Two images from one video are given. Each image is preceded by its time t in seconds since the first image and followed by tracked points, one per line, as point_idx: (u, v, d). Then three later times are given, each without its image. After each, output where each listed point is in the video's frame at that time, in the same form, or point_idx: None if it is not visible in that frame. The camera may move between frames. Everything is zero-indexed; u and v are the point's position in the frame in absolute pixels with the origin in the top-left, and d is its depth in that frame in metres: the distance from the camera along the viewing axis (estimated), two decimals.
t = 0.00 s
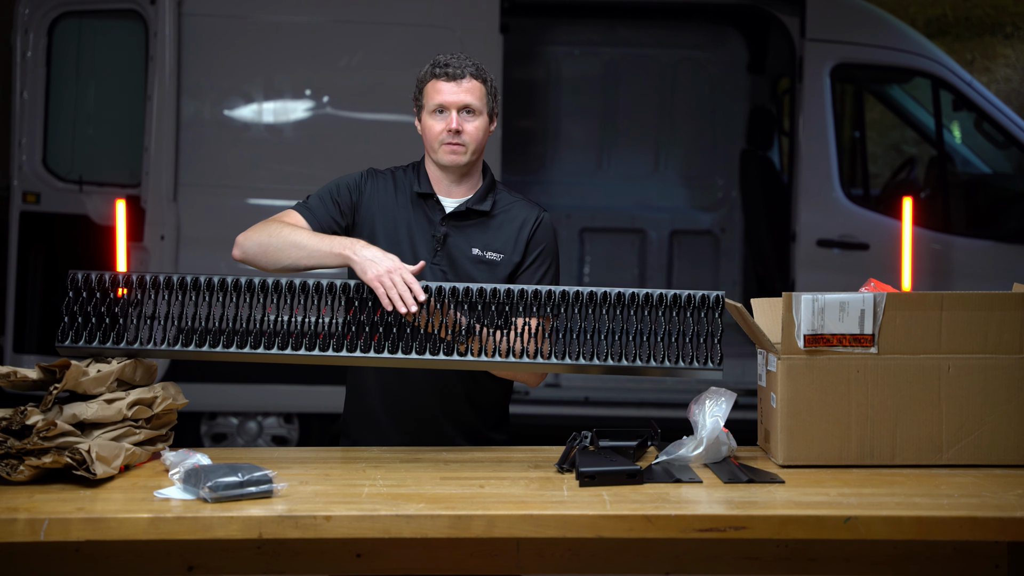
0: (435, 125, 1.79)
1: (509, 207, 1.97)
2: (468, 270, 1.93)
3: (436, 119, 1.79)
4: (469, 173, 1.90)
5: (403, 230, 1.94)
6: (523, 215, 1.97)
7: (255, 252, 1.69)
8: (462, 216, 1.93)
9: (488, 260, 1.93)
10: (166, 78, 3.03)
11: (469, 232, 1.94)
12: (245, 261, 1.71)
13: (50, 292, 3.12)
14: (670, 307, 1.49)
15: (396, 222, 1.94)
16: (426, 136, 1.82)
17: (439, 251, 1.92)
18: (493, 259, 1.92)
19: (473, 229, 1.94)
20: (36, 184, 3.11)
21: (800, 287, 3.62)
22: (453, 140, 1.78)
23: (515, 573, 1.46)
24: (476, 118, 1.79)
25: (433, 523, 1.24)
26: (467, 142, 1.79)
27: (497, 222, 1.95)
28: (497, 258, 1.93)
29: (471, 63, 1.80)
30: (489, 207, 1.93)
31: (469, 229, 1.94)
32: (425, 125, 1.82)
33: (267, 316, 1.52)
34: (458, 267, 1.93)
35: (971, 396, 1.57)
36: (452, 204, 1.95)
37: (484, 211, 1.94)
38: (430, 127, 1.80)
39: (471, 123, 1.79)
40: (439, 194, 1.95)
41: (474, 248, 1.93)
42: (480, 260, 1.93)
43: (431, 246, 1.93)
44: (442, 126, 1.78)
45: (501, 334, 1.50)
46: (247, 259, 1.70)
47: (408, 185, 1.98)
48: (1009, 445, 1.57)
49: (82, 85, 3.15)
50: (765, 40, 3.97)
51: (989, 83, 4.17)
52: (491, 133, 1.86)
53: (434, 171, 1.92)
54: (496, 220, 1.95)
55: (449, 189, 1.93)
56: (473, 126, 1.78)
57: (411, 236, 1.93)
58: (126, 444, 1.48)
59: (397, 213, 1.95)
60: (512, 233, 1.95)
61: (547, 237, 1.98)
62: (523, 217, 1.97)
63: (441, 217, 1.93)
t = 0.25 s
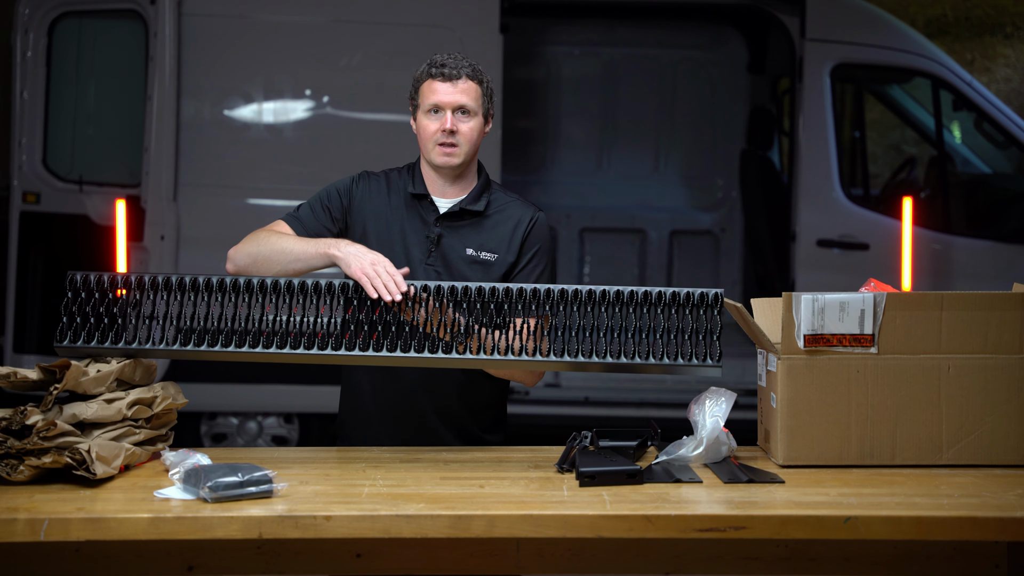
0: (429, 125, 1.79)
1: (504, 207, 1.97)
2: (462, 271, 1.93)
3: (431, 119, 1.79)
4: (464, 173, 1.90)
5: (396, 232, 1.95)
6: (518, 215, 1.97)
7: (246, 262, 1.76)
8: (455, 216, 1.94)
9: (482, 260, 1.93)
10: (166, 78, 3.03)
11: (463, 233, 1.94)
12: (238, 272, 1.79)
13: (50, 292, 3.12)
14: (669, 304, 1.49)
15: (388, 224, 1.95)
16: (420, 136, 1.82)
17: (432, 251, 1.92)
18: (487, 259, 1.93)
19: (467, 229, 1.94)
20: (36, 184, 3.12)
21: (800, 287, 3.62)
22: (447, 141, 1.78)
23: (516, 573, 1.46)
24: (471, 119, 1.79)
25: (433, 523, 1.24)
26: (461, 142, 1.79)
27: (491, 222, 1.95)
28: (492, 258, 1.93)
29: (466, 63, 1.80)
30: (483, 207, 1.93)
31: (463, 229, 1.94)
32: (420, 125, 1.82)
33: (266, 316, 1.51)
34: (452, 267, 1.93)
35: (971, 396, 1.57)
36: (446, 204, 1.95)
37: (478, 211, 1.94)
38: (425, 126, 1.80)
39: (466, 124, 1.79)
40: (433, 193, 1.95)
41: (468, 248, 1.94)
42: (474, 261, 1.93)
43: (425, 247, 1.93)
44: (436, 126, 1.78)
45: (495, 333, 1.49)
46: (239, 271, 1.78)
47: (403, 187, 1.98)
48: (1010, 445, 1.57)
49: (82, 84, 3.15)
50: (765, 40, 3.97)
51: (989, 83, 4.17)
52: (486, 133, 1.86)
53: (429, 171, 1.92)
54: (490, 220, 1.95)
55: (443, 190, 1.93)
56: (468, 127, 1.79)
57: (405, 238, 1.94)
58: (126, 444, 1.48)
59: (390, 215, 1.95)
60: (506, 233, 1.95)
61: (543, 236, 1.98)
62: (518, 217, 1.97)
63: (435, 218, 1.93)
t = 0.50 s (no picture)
0: (422, 116, 1.79)
1: (496, 204, 1.98)
2: (456, 267, 1.93)
3: (424, 110, 1.79)
4: (450, 171, 1.90)
5: (390, 228, 1.94)
6: (510, 211, 1.99)
7: (238, 235, 1.67)
8: (447, 214, 1.94)
9: (476, 257, 1.94)
10: (166, 78, 3.03)
11: (456, 230, 1.95)
12: (227, 240, 1.70)
13: (50, 292, 3.11)
14: (668, 298, 1.48)
15: (381, 221, 1.94)
16: (411, 127, 1.82)
17: (427, 249, 1.92)
18: (482, 257, 1.93)
19: (460, 227, 1.95)
20: (36, 184, 3.12)
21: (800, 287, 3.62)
22: (437, 134, 1.78)
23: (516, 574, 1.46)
24: (463, 117, 1.79)
25: (433, 523, 1.24)
26: (450, 138, 1.79)
27: (483, 219, 1.96)
28: (485, 254, 1.94)
29: (468, 65, 1.84)
30: (475, 203, 1.94)
31: (456, 226, 1.95)
32: (413, 116, 1.82)
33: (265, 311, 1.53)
34: (446, 264, 1.93)
35: (971, 396, 1.57)
36: (437, 203, 1.96)
37: (470, 208, 1.95)
38: (417, 117, 1.80)
39: (458, 121, 1.79)
40: (425, 190, 1.95)
41: (461, 245, 1.94)
42: (469, 258, 1.94)
43: (418, 246, 1.93)
44: (429, 118, 1.78)
45: (496, 325, 1.50)
46: (228, 240, 1.69)
47: (395, 184, 1.98)
48: (1010, 445, 1.57)
49: (82, 84, 3.15)
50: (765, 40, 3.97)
51: (989, 83, 4.17)
52: (477, 137, 1.86)
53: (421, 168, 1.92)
54: (482, 217, 1.97)
55: (436, 187, 1.94)
56: (459, 124, 1.79)
57: (399, 236, 1.93)
58: (126, 444, 1.48)
59: (382, 212, 1.95)
60: (499, 230, 1.96)
61: (535, 232, 2.00)
62: (510, 213, 1.99)
63: (428, 215, 1.93)
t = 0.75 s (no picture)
0: (432, 117, 1.79)
1: (495, 206, 1.99)
2: (456, 269, 1.94)
3: (436, 111, 1.79)
4: (448, 175, 1.90)
5: (390, 227, 1.94)
6: (509, 214, 1.99)
7: (237, 233, 1.67)
8: (448, 216, 1.94)
9: (475, 258, 1.95)
10: (166, 78, 3.03)
11: (457, 232, 1.95)
12: (224, 238, 1.69)
13: (49, 291, 3.11)
14: (669, 291, 1.49)
15: (381, 221, 1.94)
16: (420, 124, 1.82)
17: (426, 250, 1.92)
18: (481, 259, 1.94)
19: (460, 229, 1.95)
20: (36, 184, 3.12)
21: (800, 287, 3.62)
22: (443, 137, 1.77)
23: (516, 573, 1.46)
24: (473, 127, 1.80)
25: (433, 523, 1.24)
26: (455, 144, 1.79)
27: (483, 221, 1.97)
28: (485, 257, 1.95)
29: (488, 78, 1.84)
30: (475, 206, 1.94)
31: (456, 228, 1.95)
32: (424, 115, 1.82)
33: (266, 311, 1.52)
34: (446, 265, 1.93)
35: (971, 396, 1.57)
36: (439, 203, 1.97)
37: (470, 210, 1.95)
38: (428, 117, 1.80)
39: (466, 130, 1.79)
40: (425, 192, 1.96)
41: (461, 247, 1.94)
42: (468, 259, 1.94)
43: (418, 247, 1.93)
44: (439, 120, 1.78)
45: (498, 320, 1.49)
46: (226, 238, 1.68)
47: (395, 184, 1.97)
48: (1010, 444, 1.57)
49: (82, 84, 3.15)
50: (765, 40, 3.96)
51: (989, 83, 4.17)
52: (479, 148, 1.87)
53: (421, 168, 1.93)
54: (482, 219, 1.97)
55: (436, 189, 1.95)
56: (466, 134, 1.79)
57: (399, 236, 1.93)
58: (126, 444, 1.48)
59: (382, 212, 1.95)
60: (498, 232, 1.97)
61: (534, 235, 2.01)
62: (509, 216, 1.99)
63: (428, 217, 1.94)
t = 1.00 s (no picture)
0: (441, 128, 1.79)
1: (496, 207, 1.99)
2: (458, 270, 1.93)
3: (445, 122, 1.79)
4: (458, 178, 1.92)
5: (390, 226, 1.94)
6: (509, 215, 1.99)
7: (237, 234, 1.67)
8: (449, 217, 1.94)
9: (476, 259, 1.95)
10: (166, 78, 3.03)
11: (458, 232, 1.95)
12: (225, 239, 1.69)
13: (50, 291, 3.11)
14: (671, 287, 1.50)
15: (382, 222, 1.94)
16: (429, 134, 1.82)
17: (427, 252, 1.92)
18: (482, 259, 1.94)
19: (461, 229, 1.95)
20: (36, 184, 3.12)
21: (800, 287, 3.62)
22: (455, 149, 1.79)
23: (516, 573, 1.46)
24: (482, 133, 1.81)
25: (433, 523, 1.24)
26: (468, 152, 1.81)
27: (483, 222, 1.97)
28: (486, 258, 1.95)
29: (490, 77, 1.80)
30: (476, 207, 1.94)
31: (457, 229, 1.95)
32: (431, 123, 1.81)
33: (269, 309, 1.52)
34: (447, 266, 1.93)
35: (971, 396, 1.57)
36: (440, 205, 1.97)
37: (471, 211, 1.95)
38: (436, 127, 1.80)
39: (477, 137, 1.81)
40: (428, 194, 1.96)
41: (463, 248, 1.94)
42: (469, 260, 1.94)
43: (419, 248, 1.93)
44: (449, 132, 1.78)
45: (500, 317, 1.50)
46: (226, 239, 1.69)
47: (395, 184, 1.98)
48: (1010, 444, 1.57)
49: (82, 84, 3.15)
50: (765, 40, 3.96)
51: (989, 83, 4.17)
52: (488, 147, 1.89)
53: (423, 171, 1.93)
54: (483, 220, 1.97)
55: (437, 190, 1.95)
56: (477, 140, 1.81)
57: (399, 236, 1.94)
58: (126, 444, 1.48)
59: (383, 212, 1.95)
60: (499, 233, 1.97)
61: (534, 235, 2.01)
62: (509, 217, 1.99)
63: (429, 218, 1.94)
